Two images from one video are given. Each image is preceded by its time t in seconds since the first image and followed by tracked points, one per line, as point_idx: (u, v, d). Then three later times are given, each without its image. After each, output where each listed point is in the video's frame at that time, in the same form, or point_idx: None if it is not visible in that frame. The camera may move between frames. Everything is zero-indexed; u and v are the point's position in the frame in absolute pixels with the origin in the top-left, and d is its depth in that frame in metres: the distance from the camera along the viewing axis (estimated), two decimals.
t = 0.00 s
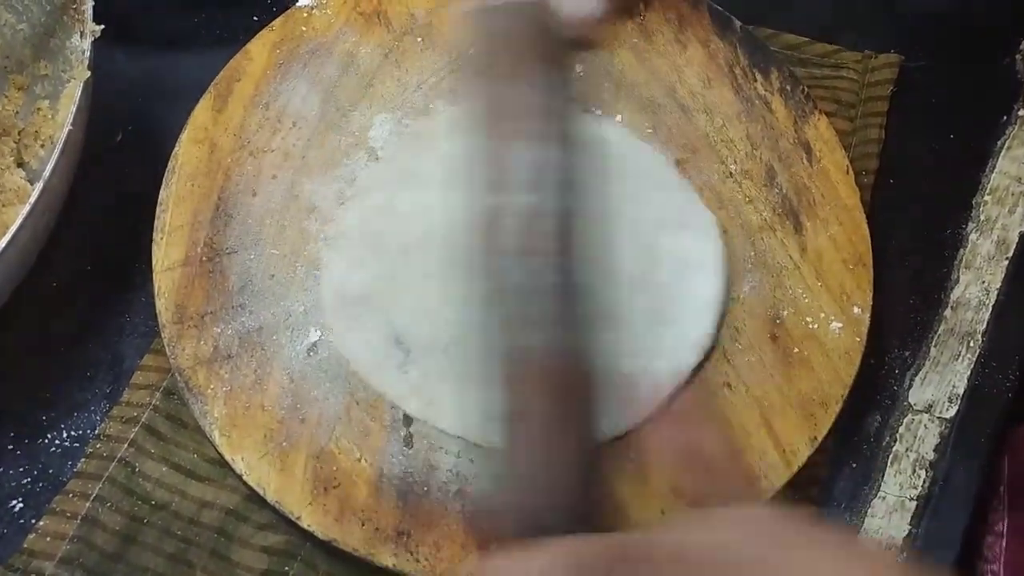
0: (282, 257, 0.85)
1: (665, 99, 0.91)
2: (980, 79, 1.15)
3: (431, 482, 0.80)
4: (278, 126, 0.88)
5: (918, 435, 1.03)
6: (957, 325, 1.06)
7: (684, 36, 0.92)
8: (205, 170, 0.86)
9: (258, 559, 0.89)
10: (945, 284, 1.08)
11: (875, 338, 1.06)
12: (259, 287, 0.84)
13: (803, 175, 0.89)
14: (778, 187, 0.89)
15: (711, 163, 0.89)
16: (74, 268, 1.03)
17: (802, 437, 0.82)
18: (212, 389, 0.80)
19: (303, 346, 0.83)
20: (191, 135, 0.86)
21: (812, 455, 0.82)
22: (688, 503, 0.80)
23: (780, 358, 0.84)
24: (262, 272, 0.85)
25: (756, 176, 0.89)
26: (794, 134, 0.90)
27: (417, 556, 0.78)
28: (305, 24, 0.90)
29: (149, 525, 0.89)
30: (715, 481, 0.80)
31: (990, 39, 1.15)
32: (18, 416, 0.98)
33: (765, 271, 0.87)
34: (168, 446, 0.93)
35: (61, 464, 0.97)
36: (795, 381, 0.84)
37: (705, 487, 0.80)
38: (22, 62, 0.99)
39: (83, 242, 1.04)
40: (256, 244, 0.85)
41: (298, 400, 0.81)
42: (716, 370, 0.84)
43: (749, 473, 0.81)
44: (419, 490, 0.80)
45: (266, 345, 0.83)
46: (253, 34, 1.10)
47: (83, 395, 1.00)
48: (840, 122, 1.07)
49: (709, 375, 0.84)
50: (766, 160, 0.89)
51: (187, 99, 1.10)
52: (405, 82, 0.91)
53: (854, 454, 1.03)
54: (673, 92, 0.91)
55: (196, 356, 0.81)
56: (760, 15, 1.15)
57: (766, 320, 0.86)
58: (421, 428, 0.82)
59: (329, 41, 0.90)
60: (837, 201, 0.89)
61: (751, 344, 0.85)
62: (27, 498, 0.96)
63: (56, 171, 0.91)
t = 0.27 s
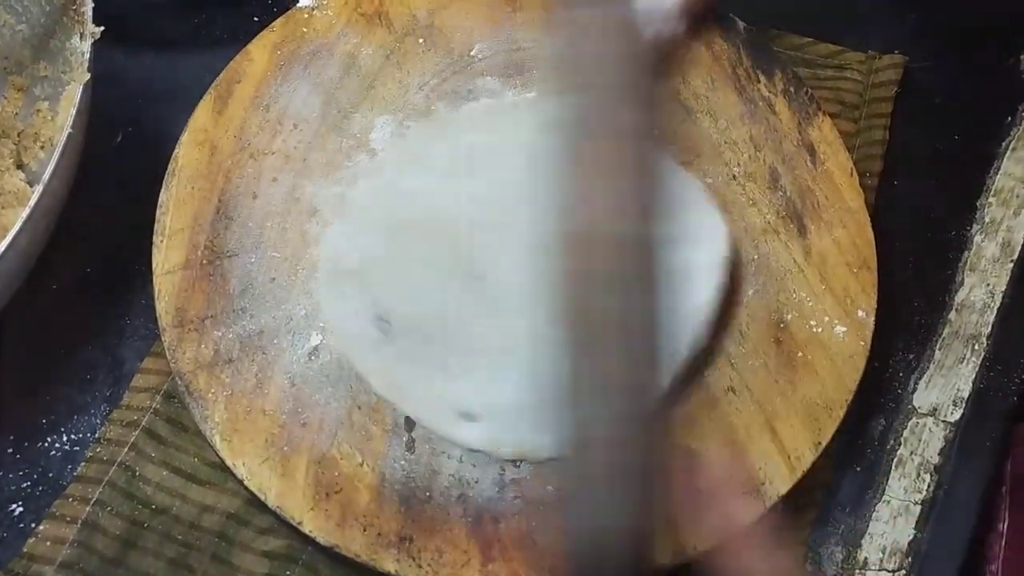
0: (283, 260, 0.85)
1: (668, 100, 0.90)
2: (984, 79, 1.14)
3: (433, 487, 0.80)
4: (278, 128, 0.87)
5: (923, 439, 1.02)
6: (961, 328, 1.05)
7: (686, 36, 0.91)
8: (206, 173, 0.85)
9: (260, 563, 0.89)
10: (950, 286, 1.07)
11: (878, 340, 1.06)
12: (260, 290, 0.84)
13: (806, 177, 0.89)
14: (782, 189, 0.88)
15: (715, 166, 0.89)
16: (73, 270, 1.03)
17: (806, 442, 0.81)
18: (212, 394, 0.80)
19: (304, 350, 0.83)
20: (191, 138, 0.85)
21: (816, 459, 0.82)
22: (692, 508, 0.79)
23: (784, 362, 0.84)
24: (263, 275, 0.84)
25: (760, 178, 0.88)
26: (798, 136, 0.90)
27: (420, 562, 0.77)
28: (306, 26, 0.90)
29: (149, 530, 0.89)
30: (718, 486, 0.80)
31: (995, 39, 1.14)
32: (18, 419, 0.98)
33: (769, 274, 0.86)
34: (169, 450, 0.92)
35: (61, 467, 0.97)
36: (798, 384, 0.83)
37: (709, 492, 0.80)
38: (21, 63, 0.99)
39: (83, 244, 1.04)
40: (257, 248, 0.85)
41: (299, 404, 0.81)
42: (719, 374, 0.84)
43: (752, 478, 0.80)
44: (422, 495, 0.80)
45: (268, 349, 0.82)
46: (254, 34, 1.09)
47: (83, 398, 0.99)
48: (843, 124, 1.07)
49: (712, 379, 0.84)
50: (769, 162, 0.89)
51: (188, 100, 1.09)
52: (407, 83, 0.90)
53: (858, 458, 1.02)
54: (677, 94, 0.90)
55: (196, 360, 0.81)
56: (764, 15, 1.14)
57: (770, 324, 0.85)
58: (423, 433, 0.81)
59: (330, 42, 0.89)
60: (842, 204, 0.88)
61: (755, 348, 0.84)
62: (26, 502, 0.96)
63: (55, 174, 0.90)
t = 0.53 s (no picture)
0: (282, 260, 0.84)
1: (670, 99, 0.90)
2: (988, 76, 1.13)
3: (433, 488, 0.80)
4: (277, 127, 0.87)
5: (926, 439, 1.02)
6: (964, 327, 1.05)
7: (689, 34, 0.91)
8: (204, 172, 0.84)
9: (258, 564, 0.88)
10: (953, 286, 1.07)
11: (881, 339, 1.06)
12: (259, 290, 0.83)
13: (809, 176, 0.88)
14: (784, 188, 0.88)
15: (717, 163, 0.89)
16: (71, 270, 1.02)
17: (807, 442, 0.81)
18: (210, 394, 0.80)
19: (302, 350, 0.82)
20: (189, 136, 0.85)
21: (818, 460, 0.81)
22: (693, 509, 0.79)
23: (785, 362, 0.83)
24: (261, 275, 0.83)
25: (762, 176, 0.88)
26: (800, 134, 0.89)
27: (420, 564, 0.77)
28: (305, 23, 0.89)
29: (147, 530, 0.88)
30: (719, 487, 0.80)
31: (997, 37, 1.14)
32: (16, 419, 0.98)
33: (771, 273, 0.86)
34: (168, 450, 0.92)
35: (59, 467, 0.97)
36: (800, 384, 0.83)
37: (710, 494, 0.80)
38: (18, 60, 0.98)
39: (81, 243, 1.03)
40: (255, 247, 0.84)
41: (298, 405, 0.80)
42: (720, 375, 0.83)
43: (753, 480, 0.80)
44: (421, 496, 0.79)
45: (266, 349, 0.82)
46: (252, 31, 1.09)
47: (81, 398, 0.99)
48: (846, 122, 1.06)
49: (713, 379, 0.83)
50: (771, 161, 0.88)
51: (186, 98, 1.08)
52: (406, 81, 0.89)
53: (860, 458, 1.02)
54: (678, 92, 0.90)
55: (194, 360, 0.80)
56: (765, 13, 1.14)
57: (772, 323, 0.85)
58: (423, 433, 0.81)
59: (329, 39, 0.89)
60: (844, 203, 0.87)
61: (757, 348, 0.84)
62: (24, 502, 0.95)
63: (52, 173, 0.90)
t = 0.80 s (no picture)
0: (280, 258, 0.84)
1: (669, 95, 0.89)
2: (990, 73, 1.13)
3: (432, 486, 0.79)
4: (276, 124, 0.86)
5: (926, 437, 1.01)
6: (965, 325, 1.05)
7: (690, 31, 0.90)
8: (202, 169, 0.84)
9: (256, 563, 0.88)
10: (953, 283, 1.07)
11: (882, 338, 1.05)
12: (257, 288, 0.83)
13: (809, 174, 0.88)
14: (784, 186, 0.87)
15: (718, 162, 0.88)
16: (70, 267, 1.02)
17: (808, 441, 0.81)
18: (209, 393, 0.79)
19: (301, 349, 0.81)
20: (188, 133, 0.84)
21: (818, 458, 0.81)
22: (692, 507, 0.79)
23: (786, 360, 0.83)
24: (260, 272, 0.83)
25: (763, 174, 0.87)
26: (801, 131, 0.89)
27: (420, 563, 0.76)
28: (304, 20, 0.88)
29: (146, 529, 0.88)
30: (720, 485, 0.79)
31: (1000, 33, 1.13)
32: (14, 417, 0.97)
33: (772, 270, 0.85)
34: (166, 448, 0.92)
35: (58, 466, 0.97)
36: (801, 383, 0.83)
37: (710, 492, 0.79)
38: (16, 58, 0.97)
39: (79, 241, 1.03)
40: (254, 245, 0.84)
41: (297, 403, 0.80)
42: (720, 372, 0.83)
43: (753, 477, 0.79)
44: (420, 495, 0.79)
45: (265, 347, 0.81)
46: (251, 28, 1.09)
47: (80, 396, 0.99)
48: (846, 119, 1.06)
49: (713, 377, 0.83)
50: (772, 159, 0.88)
51: (185, 94, 1.08)
52: (405, 79, 0.89)
53: (862, 456, 1.02)
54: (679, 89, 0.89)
55: (193, 359, 0.80)
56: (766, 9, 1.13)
57: (772, 321, 0.84)
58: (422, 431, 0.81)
59: (328, 36, 0.88)
60: (844, 200, 0.87)
61: (758, 348, 0.83)
62: (22, 501, 0.95)
63: (50, 171, 0.89)
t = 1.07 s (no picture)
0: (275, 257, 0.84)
1: (665, 95, 0.89)
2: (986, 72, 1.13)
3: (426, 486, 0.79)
4: (271, 124, 0.86)
5: (922, 436, 1.01)
6: (960, 325, 1.05)
7: (685, 30, 0.90)
8: (197, 169, 0.84)
9: (251, 563, 0.88)
10: (949, 282, 1.07)
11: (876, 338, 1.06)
12: (252, 288, 0.82)
13: (805, 173, 0.87)
14: (779, 185, 0.87)
15: (712, 162, 0.88)
16: (67, 266, 1.02)
17: (802, 440, 0.80)
18: (203, 392, 0.79)
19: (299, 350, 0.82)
20: (183, 133, 0.84)
21: (813, 458, 0.81)
22: (687, 507, 0.79)
23: (781, 359, 0.83)
24: (255, 273, 0.83)
25: (758, 173, 0.88)
26: (797, 131, 0.88)
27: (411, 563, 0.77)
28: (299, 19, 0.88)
29: (141, 528, 0.89)
30: (714, 485, 0.79)
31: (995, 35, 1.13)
32: (10, 417, 0.98)
33: (766, 269, 0.85)
34: (161, 448, 0.92)
35: (53, 465, 0.96)
36: (796, 382, 0.82)
37: (704, 491, 0.79)
38: (12, 57, 0.97)
39: (76, 240, 1.03)
40: (248, 244, 0.83)
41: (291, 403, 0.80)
42: (715, 372, 0.83)
43: (747, 477, 0.80)
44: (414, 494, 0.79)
45: (259, 347, 0.81)
46: (248, 27, 1.08)
47: (76, 395, 0.99)
48: (842, 118, 1.06)
49: (708, 376, 0.83)
50: (767, 158, 0.88)
51: (181, 94, 1.08)
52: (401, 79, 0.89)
53: (858, 455, 1.02)
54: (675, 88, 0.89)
55: (188, 358, 0.80)
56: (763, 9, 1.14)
57: (767, 319, 0.84)
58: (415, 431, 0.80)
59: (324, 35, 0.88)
60: (840, 199, 0.87)
61: (753, 346, 0.84)
62: (18, 500, 0.95)
63: (46, 170, 0.89)
